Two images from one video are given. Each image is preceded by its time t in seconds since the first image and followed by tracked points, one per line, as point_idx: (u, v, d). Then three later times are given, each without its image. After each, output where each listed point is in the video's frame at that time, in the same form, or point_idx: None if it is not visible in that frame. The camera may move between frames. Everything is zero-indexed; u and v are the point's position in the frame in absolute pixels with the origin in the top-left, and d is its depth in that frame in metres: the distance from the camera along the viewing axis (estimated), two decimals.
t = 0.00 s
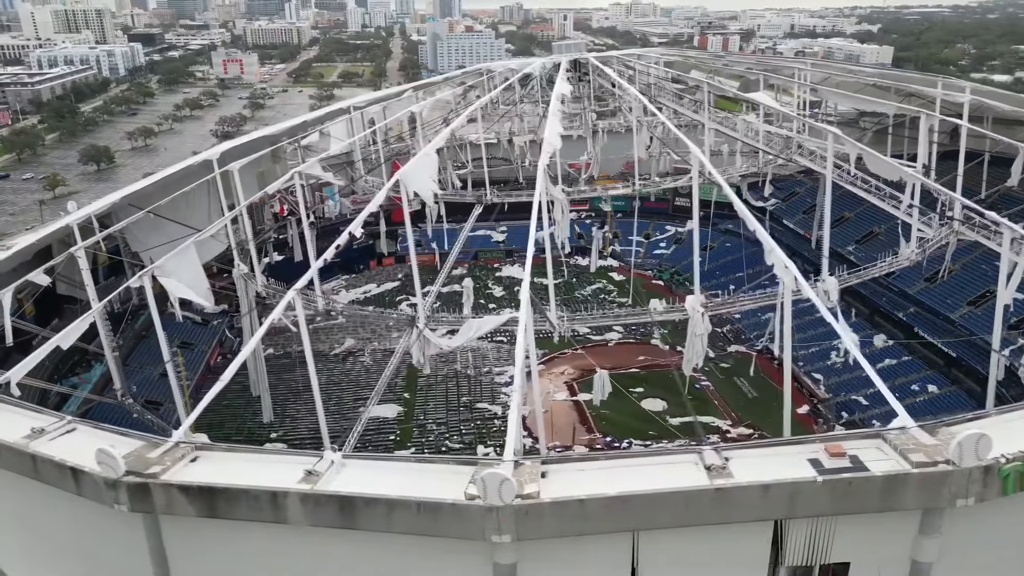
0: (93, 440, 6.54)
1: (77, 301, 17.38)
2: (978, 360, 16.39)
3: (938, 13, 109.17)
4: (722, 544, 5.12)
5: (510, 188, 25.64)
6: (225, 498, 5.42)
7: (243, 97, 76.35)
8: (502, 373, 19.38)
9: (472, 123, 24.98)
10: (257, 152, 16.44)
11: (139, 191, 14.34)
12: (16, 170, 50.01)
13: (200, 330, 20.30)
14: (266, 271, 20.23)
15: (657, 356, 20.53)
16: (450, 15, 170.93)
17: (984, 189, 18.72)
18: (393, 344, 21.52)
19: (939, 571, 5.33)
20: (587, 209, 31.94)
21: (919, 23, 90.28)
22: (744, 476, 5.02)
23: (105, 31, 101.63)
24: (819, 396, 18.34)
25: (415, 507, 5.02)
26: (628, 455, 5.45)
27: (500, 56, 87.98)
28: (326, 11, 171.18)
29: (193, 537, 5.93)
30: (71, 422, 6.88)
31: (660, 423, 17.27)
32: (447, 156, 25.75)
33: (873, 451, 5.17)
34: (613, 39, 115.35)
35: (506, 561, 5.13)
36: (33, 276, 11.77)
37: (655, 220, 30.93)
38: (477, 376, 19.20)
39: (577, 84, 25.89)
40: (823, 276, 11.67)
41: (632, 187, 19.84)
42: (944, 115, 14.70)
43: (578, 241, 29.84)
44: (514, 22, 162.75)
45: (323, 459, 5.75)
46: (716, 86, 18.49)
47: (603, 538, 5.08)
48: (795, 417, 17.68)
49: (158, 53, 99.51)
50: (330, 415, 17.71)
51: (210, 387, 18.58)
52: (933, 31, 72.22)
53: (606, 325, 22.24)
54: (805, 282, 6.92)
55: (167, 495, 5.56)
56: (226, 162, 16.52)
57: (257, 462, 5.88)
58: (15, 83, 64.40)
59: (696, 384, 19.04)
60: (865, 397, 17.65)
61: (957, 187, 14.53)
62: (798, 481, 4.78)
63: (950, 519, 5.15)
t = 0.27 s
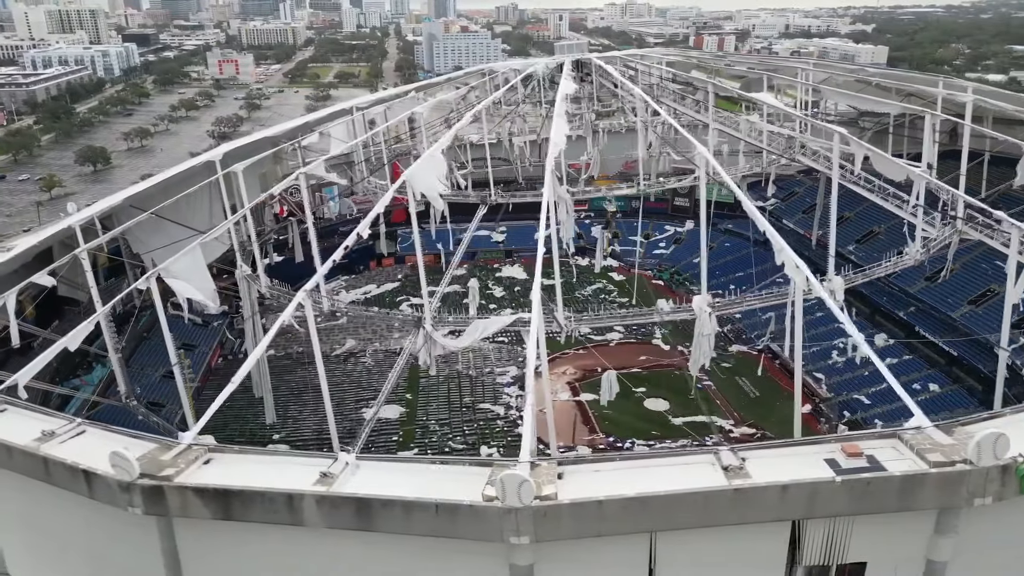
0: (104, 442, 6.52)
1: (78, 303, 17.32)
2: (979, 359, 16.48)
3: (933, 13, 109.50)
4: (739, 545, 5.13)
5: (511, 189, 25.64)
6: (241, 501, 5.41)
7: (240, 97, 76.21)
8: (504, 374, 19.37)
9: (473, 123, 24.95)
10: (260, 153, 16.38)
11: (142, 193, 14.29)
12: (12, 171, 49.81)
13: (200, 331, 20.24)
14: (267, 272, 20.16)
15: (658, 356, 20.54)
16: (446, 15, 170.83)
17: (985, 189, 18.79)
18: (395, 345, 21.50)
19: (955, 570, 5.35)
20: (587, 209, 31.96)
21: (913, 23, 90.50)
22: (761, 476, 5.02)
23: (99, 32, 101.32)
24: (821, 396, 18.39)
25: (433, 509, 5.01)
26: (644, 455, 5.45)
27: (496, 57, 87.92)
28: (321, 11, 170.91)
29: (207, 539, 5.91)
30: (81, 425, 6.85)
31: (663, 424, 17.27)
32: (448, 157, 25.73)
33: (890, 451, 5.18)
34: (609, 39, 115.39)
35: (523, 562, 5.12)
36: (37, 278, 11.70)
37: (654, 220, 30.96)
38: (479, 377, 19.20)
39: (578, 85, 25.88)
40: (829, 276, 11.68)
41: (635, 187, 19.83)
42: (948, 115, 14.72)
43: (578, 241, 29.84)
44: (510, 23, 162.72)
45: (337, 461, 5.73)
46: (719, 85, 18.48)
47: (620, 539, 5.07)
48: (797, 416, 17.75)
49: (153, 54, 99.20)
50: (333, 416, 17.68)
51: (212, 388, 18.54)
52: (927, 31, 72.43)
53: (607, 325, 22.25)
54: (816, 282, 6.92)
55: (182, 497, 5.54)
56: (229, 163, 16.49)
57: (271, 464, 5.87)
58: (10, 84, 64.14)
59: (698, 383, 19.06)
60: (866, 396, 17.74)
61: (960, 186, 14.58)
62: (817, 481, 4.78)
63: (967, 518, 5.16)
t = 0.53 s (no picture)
0: (116, 444, 6.49)
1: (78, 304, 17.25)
2: (980, 358, 16.60)
3: (927, 13, 109.72)
4: (757, 546, 5.13)
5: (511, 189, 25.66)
6: (257, 503, 5.39)
7: (236, 98, 76.07)
8: (506, 374, 19.37)
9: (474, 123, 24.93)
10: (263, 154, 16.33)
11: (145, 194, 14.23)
12: (7, 172, 49.60)
13: (201, 332, 20.18)
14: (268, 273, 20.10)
15: (659, 356, 20.55)
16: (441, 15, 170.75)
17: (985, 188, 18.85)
18: (396, 345, 21.48)
19: (971, 569, 5.36)
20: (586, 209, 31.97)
21: (907, 23, 90.77)
22: (779, 476, 5.02)
23: (93, 32, 100.97)
24: (823, 395, 18.44)
25: (451, 510, 5.01)
26: (661, 455, 5.44)
27: (492, 57, 87.79)
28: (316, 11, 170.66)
29: (221, 541, 5.90)
30: (91, 427, 6.82)
31: (666, 423, 17.28)
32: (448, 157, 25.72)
33: (907, 450, 5.19)
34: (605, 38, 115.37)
35: (539, 563, 5.11)
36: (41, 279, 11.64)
37: (653, 220, 31.00)
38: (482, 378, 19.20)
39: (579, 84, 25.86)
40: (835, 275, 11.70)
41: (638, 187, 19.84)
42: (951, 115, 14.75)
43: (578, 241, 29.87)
44: (505, 23, 162.63)
45: (353, 462, 5.72)
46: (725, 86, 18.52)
47: (637, 540, 5.06)
48: (799, 415, 17.81)
49: (147, 55, 98.89)
50: (335, 416, 17.66)
51: (213, 389, 18.50)
52: (921, 30, 72.61)
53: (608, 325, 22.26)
54: (828, 282, 6.93)
55: (198, 500, 5.53)
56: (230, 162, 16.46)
57: (285, 465, 5.87)
58: (4, 85, 63.88)
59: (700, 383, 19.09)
60: (867, 395, 17.79)
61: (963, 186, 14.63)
62: (836, 481, 4.79)
63: (984, 517, 5.17)
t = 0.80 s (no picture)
0: (127, 447, 6.46)
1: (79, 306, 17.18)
2: (980, 356, 16.71)
3: (921, 12, 110.04)
4: (774, 546, 5.13)
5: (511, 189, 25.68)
6: (274, 505, 5.38)
7: (232, 98, 75.90)
8: (507, 374, 19.36)
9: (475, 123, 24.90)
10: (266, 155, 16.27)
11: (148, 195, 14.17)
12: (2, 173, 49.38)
13: (202, 333, 20.12)
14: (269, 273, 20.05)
15: (661, 356, 20.57)
16: (436, 16, 170.67)
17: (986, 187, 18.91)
18: (397, 346, 21.48)
19: (986, 568, 5.37)
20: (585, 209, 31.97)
21: (901, 23, 91.03)
22: (797, 476, 5.03)
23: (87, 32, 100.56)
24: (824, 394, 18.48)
25: (469, 512, 5.00)
26: (677, 456, 5.44)
27: (487, 57, 87.73)
28: (311, 11, 170.39)
29: (235, 543, 5.88)
30: (102, 430, 6.79)
31: (669, 423, 17.29)
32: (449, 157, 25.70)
33: (923, 450, 5.20)
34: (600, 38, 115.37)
35: (557, 564, 5.11)
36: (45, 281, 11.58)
37: (653, 220, 31.03)
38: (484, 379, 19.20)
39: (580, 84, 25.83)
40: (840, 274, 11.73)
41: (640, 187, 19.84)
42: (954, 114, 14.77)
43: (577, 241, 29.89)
44: (500, 22, 162.59)
45: (368, 464, 5.71)
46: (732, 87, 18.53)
47: (655, 541, 5.06)
48: (801, 415, 17.85)
49: (141, 55, 98.53)
50: (338, 417, 17.63)
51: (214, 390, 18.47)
52: (915, 30, 73.02)
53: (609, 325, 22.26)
54: (839, 282, 6.93)
55: (213, 502, 5.51)
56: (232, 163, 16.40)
57: (300, 467, 5.86)
58: None
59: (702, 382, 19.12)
60: (869, 394, 17.83)
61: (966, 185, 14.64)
62: (855, 481, 4.79)
63: (1000, 516, 5.18)
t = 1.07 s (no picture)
0: (139, 449, 6.44)
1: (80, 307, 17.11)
2: (981, 355, 16.81)
3: (914, 12, 110.42)
4: (791, 546, 5.13)
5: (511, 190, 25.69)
6: (289, 508, 5.37)
7: (227, 99, 75.72)
8: (509, 375, 19.36)
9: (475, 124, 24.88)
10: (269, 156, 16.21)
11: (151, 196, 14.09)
12: None
13: (202, 334, 20.01)
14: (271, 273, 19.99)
15: (662, 355, 20.60)
16: (431, 15, 170.57)
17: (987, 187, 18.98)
18: (398, 346, 21.49)
19: (1001, 567, 5.39)
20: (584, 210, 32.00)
21: (894, 23, 91.18)
22: (814, 476, 5.03)
23: (81, 31, 100.30)
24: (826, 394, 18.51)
25: (487, 513, 4.99)
26: (694, 456, 5.43)
27: (483, 57, 87.74)
28: (306, 11, 170.02)
29: (249, 546, 5.87)
30: (112, 432, 6.76)
31: (671, 423, 17.30)
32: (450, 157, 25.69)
33: (939, 449, 5.21)
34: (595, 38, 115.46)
35: (574, 565, 5.10)
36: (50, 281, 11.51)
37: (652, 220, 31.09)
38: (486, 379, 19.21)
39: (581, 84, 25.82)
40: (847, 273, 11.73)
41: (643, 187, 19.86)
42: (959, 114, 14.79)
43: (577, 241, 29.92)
44: (494, 22, 162.60)
45: (382, 465, 5.71)
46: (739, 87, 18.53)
47: (672, 541, 5.05)
48: (804, 414, 17.90)
49: (137, 55, 98.22)
50: (340, 418, 17.63)
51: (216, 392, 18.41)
52: (909, 29, 73.23)
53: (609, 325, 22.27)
54: (850, 281, 6.94)
55: (228, 504, 5.50)
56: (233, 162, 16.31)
57: (315, 469, 5.84)
58: None
59: (704, 382, 19.15)
60: (870, 393, 17.89)
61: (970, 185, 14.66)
62: (873, 481, 4.80)
63: (1016, 515, 5.19)
